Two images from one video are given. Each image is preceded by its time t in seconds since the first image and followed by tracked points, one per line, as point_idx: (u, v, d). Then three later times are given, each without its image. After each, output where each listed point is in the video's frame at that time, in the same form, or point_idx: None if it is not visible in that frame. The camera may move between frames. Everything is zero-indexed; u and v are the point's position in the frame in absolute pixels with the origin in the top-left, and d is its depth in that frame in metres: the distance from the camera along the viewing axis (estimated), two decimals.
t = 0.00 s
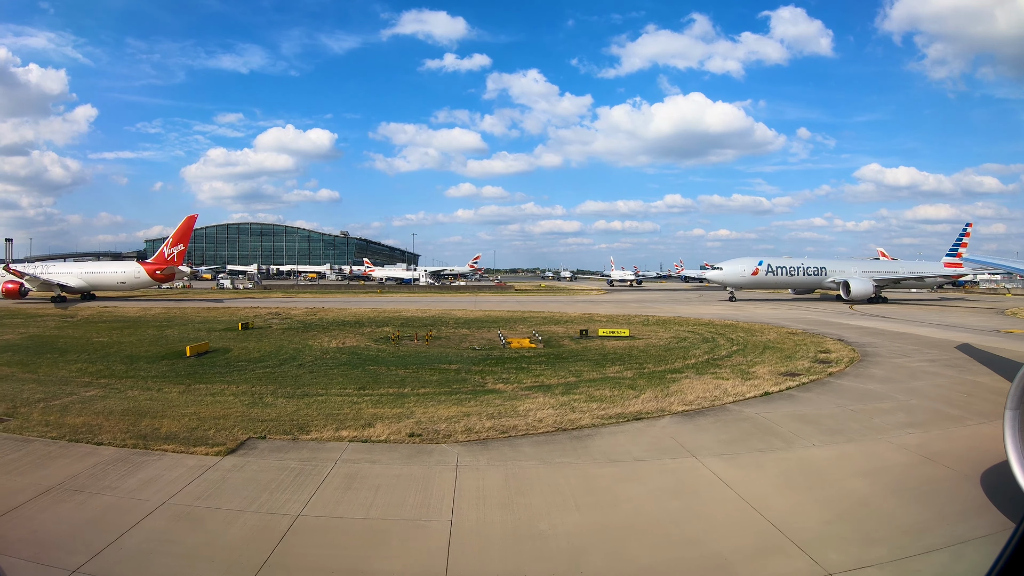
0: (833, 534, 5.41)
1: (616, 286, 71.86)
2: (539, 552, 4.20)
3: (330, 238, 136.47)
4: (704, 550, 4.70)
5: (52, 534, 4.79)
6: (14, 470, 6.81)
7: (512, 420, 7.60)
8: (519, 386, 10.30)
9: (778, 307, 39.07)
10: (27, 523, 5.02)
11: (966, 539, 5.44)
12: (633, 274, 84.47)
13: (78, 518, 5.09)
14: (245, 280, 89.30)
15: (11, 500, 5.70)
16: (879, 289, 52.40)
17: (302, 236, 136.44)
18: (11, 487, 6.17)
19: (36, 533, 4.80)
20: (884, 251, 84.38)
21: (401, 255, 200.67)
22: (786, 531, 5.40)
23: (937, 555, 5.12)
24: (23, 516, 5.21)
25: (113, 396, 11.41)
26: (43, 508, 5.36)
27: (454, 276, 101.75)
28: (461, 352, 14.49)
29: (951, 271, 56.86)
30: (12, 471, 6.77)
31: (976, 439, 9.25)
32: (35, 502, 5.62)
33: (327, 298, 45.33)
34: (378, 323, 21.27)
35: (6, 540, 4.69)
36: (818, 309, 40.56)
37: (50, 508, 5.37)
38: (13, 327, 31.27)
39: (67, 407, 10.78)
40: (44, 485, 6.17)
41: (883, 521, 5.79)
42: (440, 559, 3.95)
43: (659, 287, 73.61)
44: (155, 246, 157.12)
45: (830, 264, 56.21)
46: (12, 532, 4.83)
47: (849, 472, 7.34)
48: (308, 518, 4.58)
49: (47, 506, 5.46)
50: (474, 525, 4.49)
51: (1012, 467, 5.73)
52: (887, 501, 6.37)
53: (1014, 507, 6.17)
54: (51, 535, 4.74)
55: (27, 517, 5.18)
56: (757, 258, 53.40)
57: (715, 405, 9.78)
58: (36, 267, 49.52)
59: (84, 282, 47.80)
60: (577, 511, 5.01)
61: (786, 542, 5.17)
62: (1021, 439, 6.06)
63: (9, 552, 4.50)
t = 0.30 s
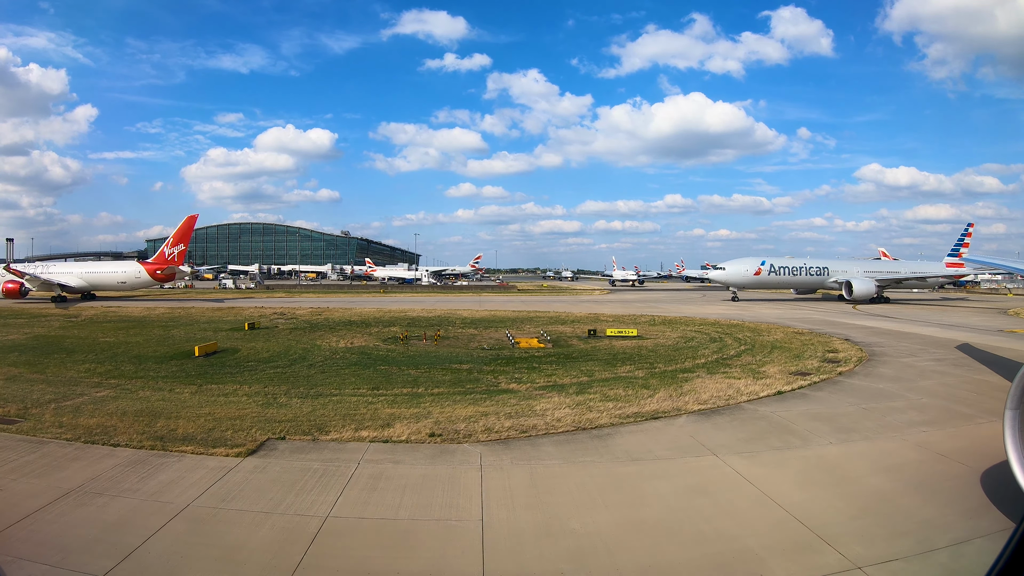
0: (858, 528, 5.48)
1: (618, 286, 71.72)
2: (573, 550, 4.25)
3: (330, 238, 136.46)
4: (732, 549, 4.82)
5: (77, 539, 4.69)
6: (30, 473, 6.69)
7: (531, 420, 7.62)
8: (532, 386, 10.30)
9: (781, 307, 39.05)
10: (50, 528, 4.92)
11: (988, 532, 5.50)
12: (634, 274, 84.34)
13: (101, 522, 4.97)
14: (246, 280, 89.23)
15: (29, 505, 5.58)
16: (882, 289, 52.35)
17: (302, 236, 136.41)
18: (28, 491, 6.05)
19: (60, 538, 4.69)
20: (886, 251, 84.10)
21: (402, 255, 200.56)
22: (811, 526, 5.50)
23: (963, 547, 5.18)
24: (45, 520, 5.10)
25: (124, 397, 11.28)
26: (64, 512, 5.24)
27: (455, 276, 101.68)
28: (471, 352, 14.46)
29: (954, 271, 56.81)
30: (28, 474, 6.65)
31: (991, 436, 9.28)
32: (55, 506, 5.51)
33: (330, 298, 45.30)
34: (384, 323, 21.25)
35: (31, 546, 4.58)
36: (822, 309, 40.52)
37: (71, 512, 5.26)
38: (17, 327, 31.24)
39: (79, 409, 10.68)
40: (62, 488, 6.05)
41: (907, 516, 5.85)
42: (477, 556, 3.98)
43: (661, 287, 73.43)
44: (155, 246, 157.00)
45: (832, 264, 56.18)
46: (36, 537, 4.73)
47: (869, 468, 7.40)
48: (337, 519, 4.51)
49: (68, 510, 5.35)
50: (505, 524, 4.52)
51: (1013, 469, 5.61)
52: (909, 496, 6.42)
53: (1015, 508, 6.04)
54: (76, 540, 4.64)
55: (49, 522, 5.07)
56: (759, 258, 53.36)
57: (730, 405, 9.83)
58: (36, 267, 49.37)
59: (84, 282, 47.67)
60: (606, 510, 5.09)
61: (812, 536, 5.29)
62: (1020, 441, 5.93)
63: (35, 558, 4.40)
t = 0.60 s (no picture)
0: (881, 522, 5.57)
1: (620, 286, 71.68)
2: (605, 547, 4.32)
3: (331, 238, 136.47)
4: (762, 544, 4.95)
5: (104, 542, 4.62)
6: (48, 476, 6.60)
7: (549, 419, 7.68)
8: (546, 386, 10.33)
9: (785, 307, 39.02)
10: (74, 532, 4.84)
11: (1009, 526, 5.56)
12: (636, 274, 84.22)
13: (126, 526, 4.89)
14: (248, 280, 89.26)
15: (49, 509, 5.49)
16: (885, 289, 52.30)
17: (303, 236, 136.36)
18: (47, 494, 5.96)
19: (85, 543, 4.61)
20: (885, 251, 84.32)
21: (403, 255, 200.49)
22: (835, 521, 5.61)
23: (985, 540, 5.26)
24: (69, 524, 5.02)
25: (136, 398, 11.18)
26: (87, 516, 5.15)
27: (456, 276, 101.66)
28: (480, 352, 14.47)
29: (956, 271, 56.76)
30: (46, 478, 6.56)
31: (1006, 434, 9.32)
32: (76, 509, 5.41)
33: (332, 298, 45.26)
34: (391, 323, 21.24)
35: (57, 550, 4.51)
36: (826, 309, 40.44)
37: (94, 516, 5.17)
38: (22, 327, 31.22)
39: (91, 409, 10.58)
40: (82, 491, 5.95)
41: (927, 509, 5.93)
42: (511, 554, 4.03)
43: (662, 287, 73.41)
44: (152, 246, 156.53)
45: (835, 264, 56.14)
46: (62, 541, 4.65)
47: (887, 464, 7.46)
48: (367, 519, 4.50)
49: (90, 513, 5.26)
50: (534, 522, 4.57)
51: (1011, 467, 5.57)
52: (929, 491, 6.49)
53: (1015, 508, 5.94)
54: (104, 544, 4.56)
55: (72, 526, 4.98)
56: (762, 258, 53.35)
57: (743, 404, 9.90)
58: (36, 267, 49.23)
59: (85, 282, 47.55)
60: (634, 507, 5.19)
61: (836, 530, 5.41)
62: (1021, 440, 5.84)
63: (63, 562, 4.32)
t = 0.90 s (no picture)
0: (903, 519, 5.64)
1: (622, 286, 71.73)
2: (637, 546, 4.40)
3: (333, 238, 136.50)
4: (789, 540, 5.06)
5: (132, 547, 4.53)
6: (65, 480, 6.48)
7: (568, 419, 7.71)
8: (560, 386, 10.34)
9: (789, 307, 38.91)
10: (99, 537, 4.73)
11: None
12: (638, 274, 84.24)
13: (151, 530, 4.78)
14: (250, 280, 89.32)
15: (70, 513, 5.37)
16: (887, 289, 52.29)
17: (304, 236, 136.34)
18: (66, 498, 5.84)
19: (111, 550, 4.51)
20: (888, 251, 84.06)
21: (403, 255, 200.50)
22: (858, 517, 5.72)
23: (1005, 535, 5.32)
24: (92, 529, 4.91)
25: (148, 399, 11.05)
26: (111, 520, 5.06)
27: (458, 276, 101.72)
28: (489, 352, 14.46)
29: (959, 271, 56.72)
30: (63, 481, 6.44)
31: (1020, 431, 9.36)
32: (98, 514, 5.30)
33: (335, 298, 45.27)
34: (398, 323, 21.24)
35: (84, 556, 4.41)
36: (830, 309, 40.41)
37: (118, 520, 5.08)
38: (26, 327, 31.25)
39: (104, 410, 10.48)
40: (101, 496, 5.83)
41: (948, 505, 5.99)
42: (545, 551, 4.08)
43: (665, 287, 73.43)
44: (153, 246, 156.76)
45: (837, 264, 56.12)
46: (88, 546, 4.56)
47: (904, 461, 7.52)
48: (398, 519, 4.46)
49: (112, 518, 5.15)
50: (564, 522, 4.61)
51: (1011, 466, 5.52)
52: (948, 487, 6.55)
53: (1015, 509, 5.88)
54: (131, 549, 4.48)
55: (96, 530, 4.89)
56: (764, 258, 53.36)
57: (757, 403, 9.95)
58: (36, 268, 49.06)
59: (85, 281, 47.57)
60: (661, 506, 5.28)
61: (860, 525, 5.52)
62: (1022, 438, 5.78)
63: (91, 569, 4.23)
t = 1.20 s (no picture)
0: (925, 515, 5.67)
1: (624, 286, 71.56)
2: (668, 545, 4.52)
3: (333, 238, 136.46)
4: (814, 535, 5.16)
5: (160, 552, 4.45)
6: (83, 483, 6.35)
7: (586, 418, 7.73)
8: (573, 385, 10.33)
9: (793, 307, 38.87)
10: (124, 542, 4.65)
11: None
12: (639, 274, 84.10)
13: (176, 534, 4.69)
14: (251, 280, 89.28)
15: (92, 517, 5.27)
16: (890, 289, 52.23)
17: (305, 236, 136.29)
18: (85, 501, 5.73)
19: (138, 556, 4.42)
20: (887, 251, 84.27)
21: (404, 255, 200.46)
22: (881, 512, 5.79)
23: None
24: (116, 534, 4.82)
25: (159, 399, 10.95)
26: (135, 524, 4.98)
27: (459, 275, 101.64)
28: (499, 351, 14.44)
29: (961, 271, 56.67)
30: (79, 483, 6.32)
31: None
32: (121, 516, 5.21)
33: (337, 298, 45.23)
34: (404, 323, 21.21)
35: (112, 563, 4.33)
36: (833, 309, 40.36)
37: (142, 524, 4.98)
38: (30, 327, 31.21)
39: (116, 411, 10.38)
40: (121, 498, 5.71)
41: (968, 502, 6.02)
42: (578, 548, 4.17)
43: (667, 287, 73.26)
44: (154, 245, 156.64)
45: (840, 264, 56.06)
46: (114, 552, 4.48)
47: (922, 458, 7.53)
48: (427, 521, 4.45)
49: (136, 522, 5.05)
50: (593, 520, 4.69)
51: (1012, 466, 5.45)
52: (967, 484, 6.57)
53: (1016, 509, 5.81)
54: (158, 553, 4.39)
55: (121, 535, 4.80)
56: (767, 258, 53.32)
57: (771, 403, 9.98)
58: (36, 269, 48.93)
59: (85, 281, 47.43)
60: (686, 505, 5.40)
61: (882, 521, 5.57)
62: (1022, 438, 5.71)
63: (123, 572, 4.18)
